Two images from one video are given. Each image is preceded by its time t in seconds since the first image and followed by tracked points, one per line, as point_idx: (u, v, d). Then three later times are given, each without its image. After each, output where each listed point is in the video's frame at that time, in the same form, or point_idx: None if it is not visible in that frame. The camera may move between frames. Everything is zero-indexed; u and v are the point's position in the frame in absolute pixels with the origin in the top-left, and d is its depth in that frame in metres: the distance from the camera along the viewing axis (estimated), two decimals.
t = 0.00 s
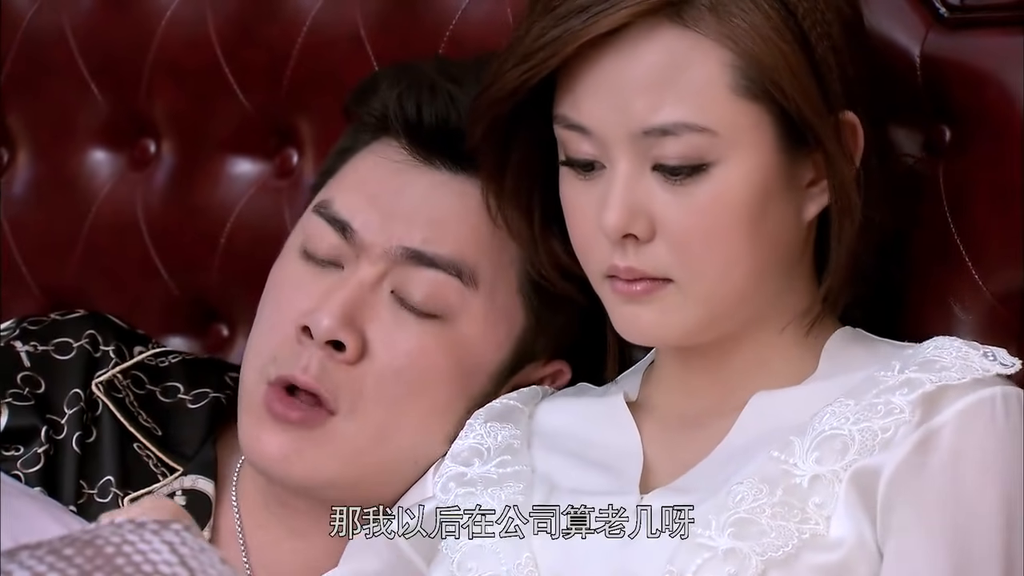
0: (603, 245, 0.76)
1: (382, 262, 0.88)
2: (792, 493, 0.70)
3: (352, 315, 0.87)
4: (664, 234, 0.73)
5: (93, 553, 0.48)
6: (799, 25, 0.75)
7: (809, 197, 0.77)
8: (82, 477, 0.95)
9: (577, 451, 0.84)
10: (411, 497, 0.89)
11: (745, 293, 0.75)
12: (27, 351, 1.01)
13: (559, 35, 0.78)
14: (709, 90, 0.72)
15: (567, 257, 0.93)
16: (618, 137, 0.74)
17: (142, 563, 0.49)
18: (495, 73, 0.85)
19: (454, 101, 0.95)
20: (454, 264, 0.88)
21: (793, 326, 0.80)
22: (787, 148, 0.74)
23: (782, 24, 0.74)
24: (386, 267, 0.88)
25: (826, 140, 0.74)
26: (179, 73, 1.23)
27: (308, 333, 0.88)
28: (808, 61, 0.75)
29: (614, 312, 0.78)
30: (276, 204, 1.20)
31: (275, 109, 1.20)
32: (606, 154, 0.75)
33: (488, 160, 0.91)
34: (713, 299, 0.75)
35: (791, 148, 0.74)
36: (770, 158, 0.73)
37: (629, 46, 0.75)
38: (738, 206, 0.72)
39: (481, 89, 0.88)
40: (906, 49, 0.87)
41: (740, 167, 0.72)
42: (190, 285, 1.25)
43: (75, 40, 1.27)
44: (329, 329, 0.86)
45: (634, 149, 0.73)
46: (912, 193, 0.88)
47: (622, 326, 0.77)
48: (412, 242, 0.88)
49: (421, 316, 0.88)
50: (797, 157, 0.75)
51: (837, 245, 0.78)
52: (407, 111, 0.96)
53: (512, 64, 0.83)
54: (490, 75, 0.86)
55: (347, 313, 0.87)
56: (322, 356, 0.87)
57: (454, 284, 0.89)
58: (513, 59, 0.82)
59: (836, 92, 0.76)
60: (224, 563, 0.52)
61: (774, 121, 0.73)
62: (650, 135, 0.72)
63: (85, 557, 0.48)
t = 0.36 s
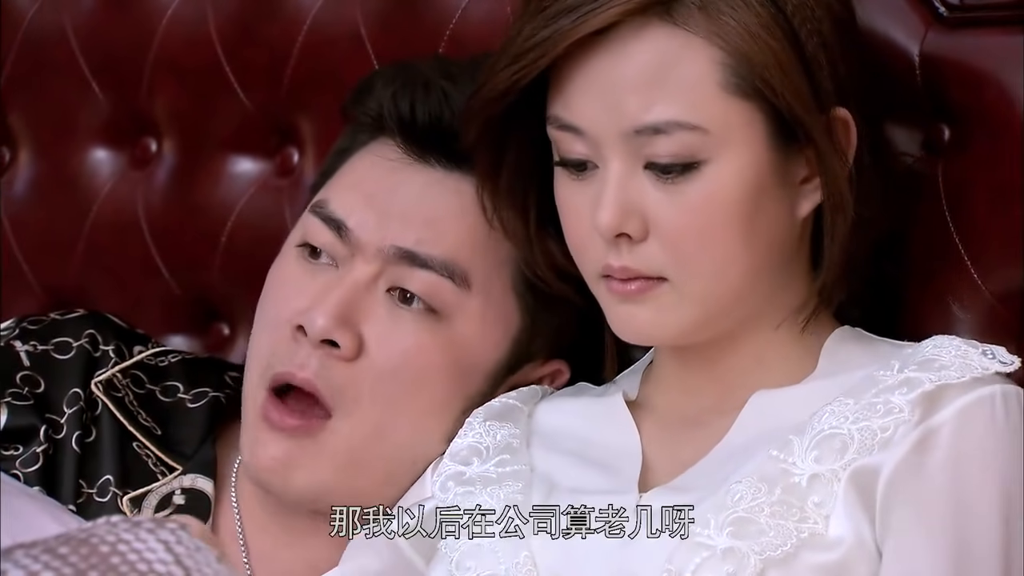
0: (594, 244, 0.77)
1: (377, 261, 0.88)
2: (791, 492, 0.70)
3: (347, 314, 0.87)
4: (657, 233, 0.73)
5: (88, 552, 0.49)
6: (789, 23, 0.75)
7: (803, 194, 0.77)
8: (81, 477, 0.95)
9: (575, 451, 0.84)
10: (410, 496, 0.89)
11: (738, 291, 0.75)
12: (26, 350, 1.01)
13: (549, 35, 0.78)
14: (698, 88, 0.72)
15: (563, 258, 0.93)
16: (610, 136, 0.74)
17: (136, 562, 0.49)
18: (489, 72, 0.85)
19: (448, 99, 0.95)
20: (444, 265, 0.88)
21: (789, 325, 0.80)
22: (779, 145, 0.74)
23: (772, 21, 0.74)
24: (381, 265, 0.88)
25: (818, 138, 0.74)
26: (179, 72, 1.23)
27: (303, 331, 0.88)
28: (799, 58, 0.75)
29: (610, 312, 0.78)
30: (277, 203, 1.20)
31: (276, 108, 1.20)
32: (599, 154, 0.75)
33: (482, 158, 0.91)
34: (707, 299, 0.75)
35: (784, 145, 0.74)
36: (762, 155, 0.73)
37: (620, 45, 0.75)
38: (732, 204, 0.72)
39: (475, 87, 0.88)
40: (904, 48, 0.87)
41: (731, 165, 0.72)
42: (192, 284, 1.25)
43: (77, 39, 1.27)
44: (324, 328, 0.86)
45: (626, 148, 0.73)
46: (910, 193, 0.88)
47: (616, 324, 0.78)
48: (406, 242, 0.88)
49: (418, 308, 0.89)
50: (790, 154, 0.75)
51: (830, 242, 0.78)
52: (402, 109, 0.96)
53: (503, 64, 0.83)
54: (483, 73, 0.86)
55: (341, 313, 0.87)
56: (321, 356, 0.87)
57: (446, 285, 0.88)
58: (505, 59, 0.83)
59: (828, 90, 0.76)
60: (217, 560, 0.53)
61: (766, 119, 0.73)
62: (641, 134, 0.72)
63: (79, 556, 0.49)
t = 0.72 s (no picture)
0: (597, 242, 0.76)
1: (370, 261, 0.88)
2: (789, 493, 0.70)
3: (341, 314, 0.87)
4: (664, 232, 0.73)
5: (83, 552, 0.49)
6: (798, 23, 0.75)
7: (806, 195, 0.77)
8: (81, 478, 0.95)
9: (574, 452, 0.85)
10: (409, 496, 0.89)
11: (738, 292, 0.75)
12: (26, 352, 1.02)
13: (560, 34, 0.78)
14: (708, 89, 0.72)
15: (564, 257, 0.93)
16: (618, 134, 0.74)
17: (131, 562, 0.49)
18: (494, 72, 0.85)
19: (441, 98, 0.95)
20: (438, 264, 0.89)
21: (789, 326, 0.80)
22: (786, 146, 0.74)
23: (782, 21, 0.74)
24: (375, 266, 0.88)
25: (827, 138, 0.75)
26: (180, 71, 1.23)
27: (297, 331, 0.88)
28: (809, 59, 0.75)
29: (611, 310, 0.77)
30: (278, 203, 1.20)
31: (277, 108, 1.20)
32: (604, 153, 0.75)
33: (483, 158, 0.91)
34: (707, 300, 0.75)
35: (790, 146, 0.75)
36: (769, 156, 0.73)
37: (629, 44, 0.75)
38: (737, 205, 0.72)
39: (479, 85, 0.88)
40: (903, 47, 0.87)
41: (737, 166, 0.72)
42: (193, 284, 1.24)
43: (78, 38, 1.28)
44: (317, 328, 0.87)
45: (633, 148, 0.73)
46: (908, 192, 0.89)
47: (615, 322, 0.77)
48: (399, 241, 0.88)
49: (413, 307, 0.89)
50: (797, 155, 0.75)
51: (835, 243, 0.78)
52: (395, 109, 0.96)
53: (509, 63, 0.83)
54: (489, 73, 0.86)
55: (335, 313, 0.87)
56: (311, 356, 0.88)
57: (440, 284, 0.89)
58: (511, 58, 0.83)
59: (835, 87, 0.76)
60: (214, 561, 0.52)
61: (774, 120, 0.73)
62: (651, 133, 0.72)
63: (73, 557, 0.49)
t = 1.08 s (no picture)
0: (642, 237, 0.75)
1: (350, 262, 0.90)
2: (787, 497, 0.70)
3: (322, 313, 0.89)
4: (721, 227, 0.72)
5: (78, 554, 0.62)
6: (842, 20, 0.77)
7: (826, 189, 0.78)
8: (81, 481, 0.97)
9: (571, 454, 0.84)
10: (409, 495, 0.89)
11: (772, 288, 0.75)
12: (20, 354, 1.03)
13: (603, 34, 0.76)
14: (772, 82, 0.73)
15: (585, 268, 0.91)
16: (674, 128, 0.73)
17: (124, 563, 0.62)
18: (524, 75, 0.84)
19: (411, 92, 0.95)
20: (412, 260, 0.89)
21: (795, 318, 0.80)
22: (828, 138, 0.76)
23: (830, 15, 0.76)
24: (355, 265, 0.90)
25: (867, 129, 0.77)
26: (181, 71, 1.23)
27: (281, 332, 0.90)
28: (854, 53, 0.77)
29: (653, 309, 0.76)
30: (278, 203, 1.19)
31: (278, 108, 1.20)
32: (652, 148, 0.74)
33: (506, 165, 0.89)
34: (747, 297, 0.74)
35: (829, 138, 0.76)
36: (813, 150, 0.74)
37: (685, 41, 0.74)
38: (788, 196, 0.73)
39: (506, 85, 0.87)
40: (904, 47, 0.87)
41: (790, 157, 0.73)
42: (195, 284, 1.25)
43: (81, 38, 1.28)
44: (300, 326, 0.88)
45: (686, 142, 0.73)
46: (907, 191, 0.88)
47: (654, 320, 0.76)
48: (374, 236, 0.89)
49: (394, 309, 0.89)
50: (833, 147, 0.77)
51: (870, 233, 0.80)
52: (368, 108, 0.97)
53: (554, 65, 0.80)
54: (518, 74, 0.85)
55: (317, 311, 0.89)
56: (298, 355, 0.89)
57: (415, 279, 0.89)
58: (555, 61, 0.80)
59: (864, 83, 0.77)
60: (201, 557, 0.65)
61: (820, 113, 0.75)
62: (710, 126, 0.72)
63: (71, 557, 0.62)
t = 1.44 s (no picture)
0: (709, 245, 0.71)
1: (338, 261, 0.90)
2: (795, 501, 0.69)
3: (310, 312, 0.89)
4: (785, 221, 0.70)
5: (70, 552, 0.53)
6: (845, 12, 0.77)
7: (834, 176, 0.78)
8: (82, 475, 0.97)
9: (572, 454, 0.85)
10: (409, 494, 0.89)
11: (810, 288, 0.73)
12: (22, 349, 1.04)
13: (646, 49, 0.71)
14: (812, 74, 0.72)
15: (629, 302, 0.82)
16: (733, 129, 0.70)
17: (118, 562, 0.53)
18: (557, 101, 0.76)
19: (390, 88, 0.97)
20: (396, 255, 0.89)
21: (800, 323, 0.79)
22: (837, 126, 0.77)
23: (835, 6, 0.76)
24: (342, 264, 0.90)
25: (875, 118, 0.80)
26: (183, 71, 1.23)
27: (270, 332, 0.90)
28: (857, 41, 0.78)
29: (718, 316, 0.72)
30: (279, 202, 1.19)
31: (280, 108, 1.20)
32: (710, 152, 0.71)
33: (543, 196, 0.80)
34: (800, 296, 0.73)
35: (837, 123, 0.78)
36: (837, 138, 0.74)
37: (731, 45, 0.71)
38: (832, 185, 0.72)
39: (525, 113, 0.78)
40: (902, 48, 0.87)
41: (830, 146, 0.73)
42: (197, 285, 1.25)
43: (83, 38, 1.28)
44: (288, 325, 0.88)
45: (744, 140, 0.70)
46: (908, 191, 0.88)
47: (719, 324, 0.72)
48: (358, 235, 0.90)
49: (381, 305, 0.89)
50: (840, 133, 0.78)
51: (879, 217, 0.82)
52: (352, 107, 0.98)
53: (594, 77, 0.73)
54: (549, 103, 0.76)
55: (304, 310, 0.89)
56: (288, 354, 0.89)
57: (400, 275, 0.89)
58: (596, 72, 0.73)
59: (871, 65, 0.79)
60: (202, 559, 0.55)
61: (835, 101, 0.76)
62: (771, 120, 0.70)
63: (61, 556, 0.53)
